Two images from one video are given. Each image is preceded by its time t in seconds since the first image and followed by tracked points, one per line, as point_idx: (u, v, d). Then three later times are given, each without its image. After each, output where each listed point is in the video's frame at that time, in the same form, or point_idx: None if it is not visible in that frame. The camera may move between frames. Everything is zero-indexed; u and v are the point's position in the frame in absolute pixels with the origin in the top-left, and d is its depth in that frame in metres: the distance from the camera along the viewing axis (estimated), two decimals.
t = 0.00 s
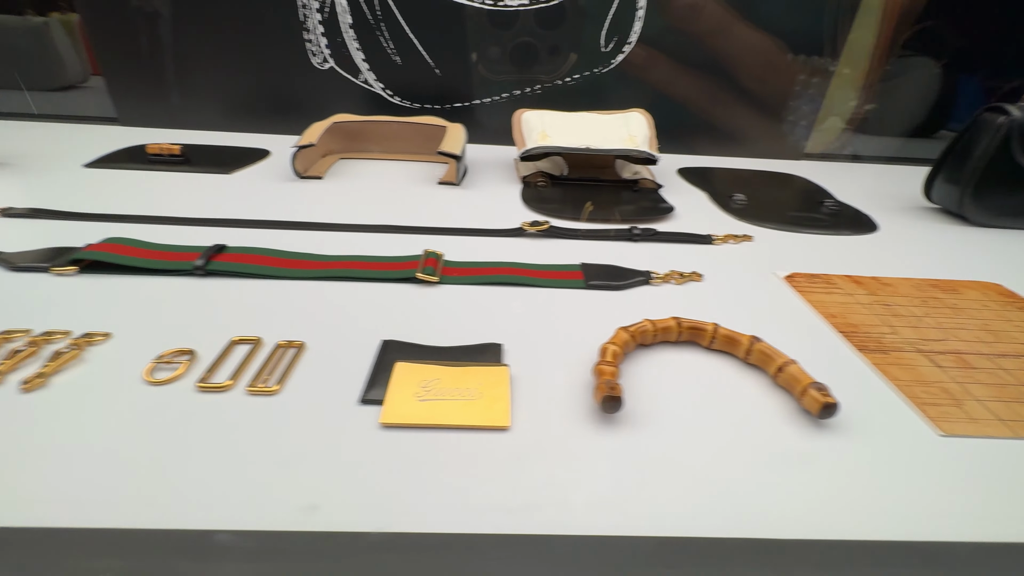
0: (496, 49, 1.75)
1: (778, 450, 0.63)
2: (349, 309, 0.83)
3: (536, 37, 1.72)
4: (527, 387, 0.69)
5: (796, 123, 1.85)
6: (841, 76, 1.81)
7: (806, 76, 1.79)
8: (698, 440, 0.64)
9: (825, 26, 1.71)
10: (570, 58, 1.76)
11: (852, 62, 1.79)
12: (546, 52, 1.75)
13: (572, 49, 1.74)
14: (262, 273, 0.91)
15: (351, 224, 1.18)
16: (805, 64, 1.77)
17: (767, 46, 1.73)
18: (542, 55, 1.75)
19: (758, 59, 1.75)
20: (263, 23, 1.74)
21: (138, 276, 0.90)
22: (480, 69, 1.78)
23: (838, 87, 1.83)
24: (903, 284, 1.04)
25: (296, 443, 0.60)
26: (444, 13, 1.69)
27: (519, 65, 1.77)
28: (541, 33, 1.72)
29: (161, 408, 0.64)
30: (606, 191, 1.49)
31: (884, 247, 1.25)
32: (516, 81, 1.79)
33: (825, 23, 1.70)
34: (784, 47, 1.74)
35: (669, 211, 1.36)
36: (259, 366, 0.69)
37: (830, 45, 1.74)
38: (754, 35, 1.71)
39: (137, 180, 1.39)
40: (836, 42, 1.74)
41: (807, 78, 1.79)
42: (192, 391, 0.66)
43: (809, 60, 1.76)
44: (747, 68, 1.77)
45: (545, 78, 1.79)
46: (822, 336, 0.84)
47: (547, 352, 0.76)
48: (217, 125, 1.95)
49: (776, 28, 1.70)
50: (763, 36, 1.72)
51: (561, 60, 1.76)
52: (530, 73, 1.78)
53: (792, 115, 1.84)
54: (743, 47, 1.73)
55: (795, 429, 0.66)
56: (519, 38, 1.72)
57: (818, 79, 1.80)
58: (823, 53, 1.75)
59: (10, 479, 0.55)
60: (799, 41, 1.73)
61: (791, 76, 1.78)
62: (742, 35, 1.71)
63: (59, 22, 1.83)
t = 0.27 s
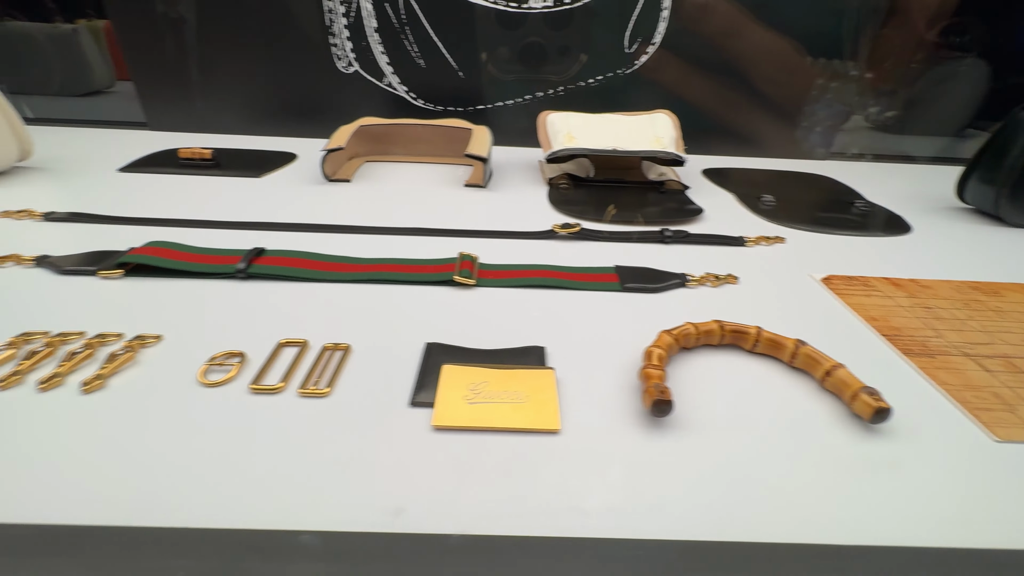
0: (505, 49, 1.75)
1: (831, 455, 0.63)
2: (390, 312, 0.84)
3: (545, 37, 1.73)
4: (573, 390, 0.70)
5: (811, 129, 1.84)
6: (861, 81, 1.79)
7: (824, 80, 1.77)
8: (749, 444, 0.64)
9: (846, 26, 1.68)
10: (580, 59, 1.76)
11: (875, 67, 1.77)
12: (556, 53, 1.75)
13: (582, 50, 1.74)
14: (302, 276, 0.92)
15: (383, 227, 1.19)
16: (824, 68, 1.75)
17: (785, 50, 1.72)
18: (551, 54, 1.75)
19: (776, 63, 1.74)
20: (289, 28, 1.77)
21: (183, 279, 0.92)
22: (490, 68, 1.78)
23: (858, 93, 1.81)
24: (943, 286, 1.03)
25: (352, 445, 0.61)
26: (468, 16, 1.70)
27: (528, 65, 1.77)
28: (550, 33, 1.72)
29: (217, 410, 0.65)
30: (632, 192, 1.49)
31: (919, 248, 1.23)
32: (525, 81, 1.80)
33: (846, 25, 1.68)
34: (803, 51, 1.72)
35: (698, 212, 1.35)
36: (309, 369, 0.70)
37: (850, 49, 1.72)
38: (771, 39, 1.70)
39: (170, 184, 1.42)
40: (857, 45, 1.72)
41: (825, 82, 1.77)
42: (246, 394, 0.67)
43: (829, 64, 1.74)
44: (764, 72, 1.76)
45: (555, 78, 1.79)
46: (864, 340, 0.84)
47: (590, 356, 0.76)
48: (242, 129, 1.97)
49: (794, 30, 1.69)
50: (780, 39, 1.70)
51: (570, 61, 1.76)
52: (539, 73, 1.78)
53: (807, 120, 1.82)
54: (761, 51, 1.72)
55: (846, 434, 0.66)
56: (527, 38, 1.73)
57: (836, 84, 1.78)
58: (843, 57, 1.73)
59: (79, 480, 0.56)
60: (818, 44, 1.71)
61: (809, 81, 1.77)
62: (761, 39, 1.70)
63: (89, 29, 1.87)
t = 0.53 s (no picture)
0: (509, 53, 1.76)
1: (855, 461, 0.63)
2: (409, 317, 0.85)
3: (549, 41, 1.73)
4: (595, 396, 0.70)
5: (812, 132, 1.85)
6: (863, 84, 1.79)
7: (826, 83, 1.77)
8: (771, 449, 0.64)
9: (850, 30, 1.68)
10: (583, 63, 1.76)
11: (879, 71, 1.76)
12: (560, 57, 1.76)
13: (585, 54, 1.75)
14: (321, 281, 0.93)
15: (399, 232, 1.20)
16: (826, 71, 1.75)
17: (787, 53, 1.72)
18: (555, 58, 1.76)
19: (778, 67, 1.74)
20: (302, 36, 1.79)
21: (204, 285, 0.93)
22: (494, 71, 1.79)
23: (861, 96, 1.81)
24: (960, 291, 1.02)
25: (378, 450, 0.61)
26: (479, 23, 1.72)
27: (532, 68, 1.78)
28: (554, 37, 1.73)
29: (244, 415, 0.66)
30: (643, 197, 1.49)
31: (934, 252, 1.23)
32: (529, 84, 1.81)
33: (850, 30, 1.68)
34: (805, 55, 1.72)
35: (711, 216, 1.35)
36: (332, 374, 0.71)
37: (852, 52, 1.72)
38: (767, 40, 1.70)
39: (187, 191, 1.44)
40: (859, 48, 1.72)
41: (827, 85, 1.77)
42: (271, 399, 0.68)
43: (831, 68, 1.74)
44: (765, 75, 1.76)
45: (558, 82, 1.80)
46: (883, 345, 0.84)
47: (610, 361, 0.76)
48: (255, 135, 2.00)
49: (796, 34, 1.69)
50: (781, 42, 1.70)
51: (574, 65, 1.77)
52: (543, 76, 1.79)
53: (808, 123, 1.83)
54: (763, 56, 1.73)
55: (869, 440, 0.66)
56: (532, 42, 1.74)
57: (838, 87, 1.78)
58: (845, 60, 1.73)
59: (112, 484, 0.57)
60: (821, 48, 1.71)
61: (810, 84, 1.77)
62: (765, 42, 1.70)
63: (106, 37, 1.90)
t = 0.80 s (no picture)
0: (511, 60, 1.77)
1: (873, 474, 0.62)
2: (420, 328, 0.84)
3: (552, 47, 1.73)
4: (608, 407, 0.70)
5: (825, 140, 1.85)
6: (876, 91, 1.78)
7: (839, 90, 1.76)
8: (788, 462, 0.63)
9: (862, 36, 1.68)
10: (586, 70, 1.76)
11: (891, 78, 1.77)
12: (563, 64, 1.76)
13: (589, 60, 1.75)
14: (331, 291, 0.93)
15: (407, 241, 1.20)
16: (838, 78, 1.74)
17: (797, 59, 1.72)
18: (559, 66, 1.76)
19: (788, 74, 1.74)
20: (310, 46, 1.80)
21: (215, 295, 0.93)
22: (496, 79, 1.80)
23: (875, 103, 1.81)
24: (974, 298, 1.01)
25: (391, 463, 0.61)
26: (486, 32, 1.72)
27: (534, 75, 1.78)
28: (557, 44, 1.73)
29: (257, 427, 0.66)
30: (651, 204, 1.49)
31: (945, 259, 1.22)
32: (533, 92, 1.81)
33: (862, 35, 1.68)
34: (815, 61, 1.72)
35: (719, 223, 1.34)
36: (344, 385, 0.71)
37: (865, 58, 1.72)
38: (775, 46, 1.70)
39: (197, 200, 1.45)
40: (872, 55, 1.71)
41: (839, 92, 1.77)
42: (283, 411, 0.68)
43: (843, 74, 1.74)
44: (775, 82, 1.76)
45: (561, 89, 1.80)
46: (897, 355, 0.83)
47: (622, 371, 0.76)
48: (263, 144, 2.01)
49: (806, 39, 1.69)
50: (794, 51, 1.70)
51: (578, 72, 1.77)
52: (547, 84, 1.80)
53: (821, 131, 1.83)
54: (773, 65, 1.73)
55: (887, 453, 0.65)
56: (537, 49, 1.74)
57: (851, 93, 1.77)
58: (857, 67, 1.73)
59: (126, 499, 0.57)
60: (831, 54, 1.71)
61: (822, 90, 1.76)
62: (775, 48, 1.70)
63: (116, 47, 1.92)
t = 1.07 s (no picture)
0: (512, 71, 1.78)
1: (885, 492, 0.61)
2: (424, 343, 0.84)
3: (553, 58, 1.74)
4: (614, 423, 0.69)
5: (839, 153, 1.86)
6: (891, 102, 1.80)
7: (852, 102, 1.77)
8: (798, 479, 0.62)
9: (875, 46, 1.69)
10: (590, 80, 1.77)
11: (906, 90, 1.77)
12: (565, 75, 1.77)
13: (592, 70, 1.76)
14: (335, 305, 0.93)
15: (412, 252, 1.20)
16: (851, 90, 1.75)
17: (808, 71, 1.72)
18: (560, 77, 1.77)
19: (795, 85, 1.75)
20: (315, 59, 1.81)
21: (218, 309, 0.93)
22: (496, 91, 1.81)
23: (891, 114, 1.82)
24: (981, 309, 1.01)
25: (396, 483, 0.60)
26: (488, 44, 1.74)
27: (535, 86, 1.79)
28: (558, 55, 1.74)
29: (261, 445, 0.65)
30: (653, 214, 1.49)
31: (951, 269, 1.21)
32: (534, 103, 1.82)
33: (874, 46, 1.68)
34: (826, 73, 1.73)
35: (723, 233, 1.34)
36: (349, 402, 0.70)
37: (879, 70, 1.73)
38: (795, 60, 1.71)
39: (200, 212, 1.45)
40: (887, 67, 1.72)
41: (852, 104, 1.78)
42: (287, 428, 0.67)
43: (855, 86, 1.75)
44: (788, 94, 1.77)
45: (562, 101, 1.81)
46: (906, 368, 0.82)
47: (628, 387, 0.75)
48: (267, 155, 2.02)
49: (818, 51, 1.69)
50: (807, 64, 1.71)
51: (580, 82, 1.78)
52: (547, 96, 1.81)
53: (836, 144, 1.84)
54: (786, 77, 1.74)
55: (899, 469, 0.64)
56: (537, 60, 1.75)
57: (864, 106, 1.78)
58: (871, 79, 1.73)
59: (127, 521, 0.56)
60: (843, 65, 1.71)
61: (836, 102, 1.77)
62: (788, 61, 1.71)
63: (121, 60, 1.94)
